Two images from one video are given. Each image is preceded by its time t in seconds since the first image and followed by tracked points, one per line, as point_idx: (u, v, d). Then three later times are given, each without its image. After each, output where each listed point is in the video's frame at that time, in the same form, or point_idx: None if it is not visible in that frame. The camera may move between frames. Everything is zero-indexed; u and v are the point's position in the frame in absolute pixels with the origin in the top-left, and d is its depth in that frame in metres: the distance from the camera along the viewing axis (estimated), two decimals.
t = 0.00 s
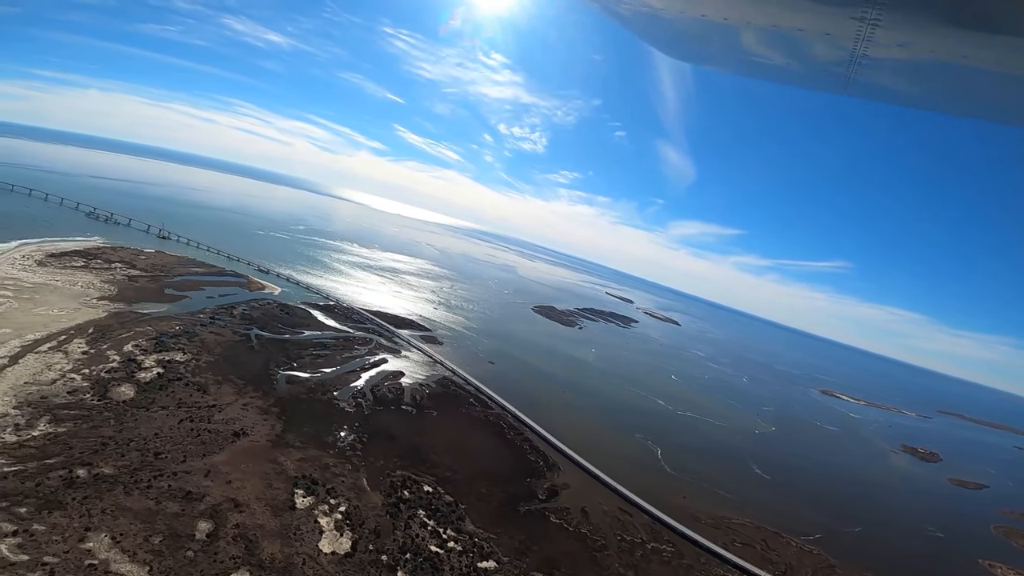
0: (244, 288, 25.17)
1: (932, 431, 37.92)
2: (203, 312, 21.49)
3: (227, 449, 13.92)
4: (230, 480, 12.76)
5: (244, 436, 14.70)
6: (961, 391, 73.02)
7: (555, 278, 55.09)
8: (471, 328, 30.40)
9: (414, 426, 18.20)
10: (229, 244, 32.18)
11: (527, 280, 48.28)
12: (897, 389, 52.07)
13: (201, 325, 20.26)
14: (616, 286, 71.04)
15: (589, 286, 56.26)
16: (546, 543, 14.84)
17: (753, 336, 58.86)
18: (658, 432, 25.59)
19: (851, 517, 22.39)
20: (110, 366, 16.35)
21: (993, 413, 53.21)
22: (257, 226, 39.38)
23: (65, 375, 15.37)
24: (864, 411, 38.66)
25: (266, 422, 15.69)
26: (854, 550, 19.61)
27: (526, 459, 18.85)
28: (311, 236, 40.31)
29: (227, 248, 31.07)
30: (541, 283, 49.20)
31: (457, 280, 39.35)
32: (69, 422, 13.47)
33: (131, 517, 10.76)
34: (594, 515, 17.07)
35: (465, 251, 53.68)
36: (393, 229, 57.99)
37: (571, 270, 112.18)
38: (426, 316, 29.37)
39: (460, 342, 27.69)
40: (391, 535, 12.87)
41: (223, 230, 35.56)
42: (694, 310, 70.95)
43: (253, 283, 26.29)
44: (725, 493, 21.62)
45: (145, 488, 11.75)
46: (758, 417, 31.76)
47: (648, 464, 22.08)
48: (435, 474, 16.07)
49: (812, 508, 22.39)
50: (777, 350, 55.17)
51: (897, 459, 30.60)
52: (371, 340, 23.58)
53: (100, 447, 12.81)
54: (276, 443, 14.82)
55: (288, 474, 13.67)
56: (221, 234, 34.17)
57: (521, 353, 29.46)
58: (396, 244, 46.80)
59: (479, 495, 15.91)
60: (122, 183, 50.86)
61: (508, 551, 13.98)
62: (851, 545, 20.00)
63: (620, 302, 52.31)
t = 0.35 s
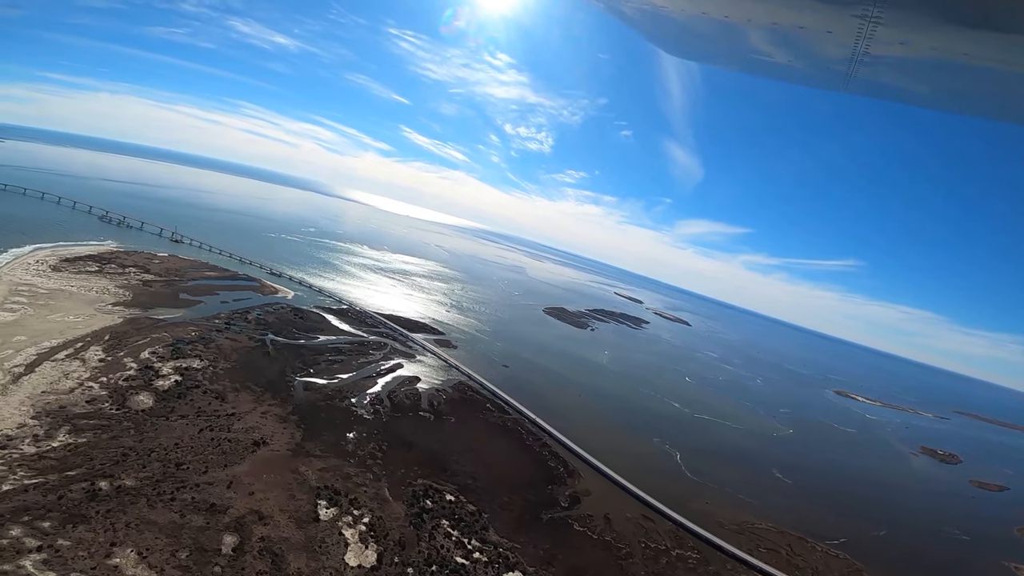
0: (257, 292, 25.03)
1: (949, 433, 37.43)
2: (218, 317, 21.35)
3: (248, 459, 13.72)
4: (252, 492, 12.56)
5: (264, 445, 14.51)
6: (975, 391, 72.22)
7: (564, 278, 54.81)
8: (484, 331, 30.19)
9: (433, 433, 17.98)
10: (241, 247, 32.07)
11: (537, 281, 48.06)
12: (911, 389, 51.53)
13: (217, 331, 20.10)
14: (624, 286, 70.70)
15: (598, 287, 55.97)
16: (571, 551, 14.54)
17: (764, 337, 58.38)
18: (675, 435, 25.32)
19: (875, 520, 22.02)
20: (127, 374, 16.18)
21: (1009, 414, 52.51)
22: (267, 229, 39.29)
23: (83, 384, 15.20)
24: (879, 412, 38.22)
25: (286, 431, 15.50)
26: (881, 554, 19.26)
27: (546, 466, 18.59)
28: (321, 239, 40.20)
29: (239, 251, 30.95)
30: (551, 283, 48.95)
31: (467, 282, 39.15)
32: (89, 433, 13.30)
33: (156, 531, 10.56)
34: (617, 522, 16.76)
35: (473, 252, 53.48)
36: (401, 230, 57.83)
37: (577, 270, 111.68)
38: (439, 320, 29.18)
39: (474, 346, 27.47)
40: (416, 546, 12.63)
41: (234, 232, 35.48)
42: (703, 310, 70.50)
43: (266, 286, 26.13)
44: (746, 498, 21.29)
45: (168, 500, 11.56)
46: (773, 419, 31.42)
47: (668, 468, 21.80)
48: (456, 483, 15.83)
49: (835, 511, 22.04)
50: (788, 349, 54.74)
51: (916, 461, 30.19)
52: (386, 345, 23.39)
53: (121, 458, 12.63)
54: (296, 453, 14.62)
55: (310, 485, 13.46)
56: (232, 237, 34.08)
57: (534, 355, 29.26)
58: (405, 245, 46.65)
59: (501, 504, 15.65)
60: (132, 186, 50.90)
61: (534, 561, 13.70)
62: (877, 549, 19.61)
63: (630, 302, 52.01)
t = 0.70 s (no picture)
0: (270, 297, 24.88)
1: (967, 435, 36.86)
2: (233, 323, 21.21)
3: (269, 469, 13.53)
4: (274, 504, 12.36)
5: (284, 455, 14.32)
6: (988, 392, 71.35)
7: (572, 280, 54.52)
8: (496, 335, 29.96)
9: (451, 441, 17.77)
10: (252, 250, 31.96)
11: (546, 282, 47.82)
12: (925, 391, 50.92)
13: (232, 337, 19.94)
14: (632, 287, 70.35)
15: (606, 288, 55.67)
16: (596, 562, 14.25)
17: (774, 338, 57.93)
18: (692, 439, 25.00)
19: (899, 525, 21.62)
20: (144, 382, 16.00)
21: None
22: (277, 231, 39.22)
23: (100, 393, 15.03)
24: (895, 414, 37.74)
25: (305, 440, 15.30)
26: (907, 560, 18.85)
27: (566, 473, 18.33)
28: (331, 241, 40.08)
29: (250, 255, 30.84)
30: (560, 285, 48.68)
31: (477, 284, 38.94)
32: (108, 443, 13.12)
33: (180, 546, 10.37)
34: (640, 530, 16.46)
35: (481, 254, 53.31)
36: (409, 232, 57.70)
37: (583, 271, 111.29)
38: (451, 323, 28.97)
39: (487, 350, 27.24)
40: (441, 559, 12.39)
41: (245, 235, 35.41)
42: (712, 311, 70.02)
43: (278, 291, 26.00)
44: (767, 503, 20.94)
45: (190, 514, 11.36)
46: (789, 422, 31.05)
47: (686, 474, 21.49)
48: (477, 492, 15.60)
49: (857, 515, 21.65)
50: (799, 351, 54.24)
51: (935, 464, 29.71)
52: (400, 350, 23.20)
53: (142, 470, 12.44)
54: (316, 463, 14.42)
55: (331, 496, 13.25)
56: (243, 240, 33.99)
57: (547, 359, 28.99)
58: (414, 247, 46.48)
59: (523, 513, 15.40)
60: (142, 189, 50.98)
61: (559, 571, 13.42)
62: (903, 554, 19.18)
63: (639, 304, 51.66)
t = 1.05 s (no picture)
0: (282, 302, 24.72)
1: (983, 439, 36.37)
2: (246, 329, 21.03)
3: (288, 481, 13.32)
4: (296, 517, 12.14)
5: (303, 466, 14.12)
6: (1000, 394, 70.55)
7: (580, 282, 54.23)
8: (508, 339, 29.73)
9: (469, 450, 17.53)
10: (262, 253, 31.82)
11: (554, 285, 47.57)
12: (938, 394, 50.38)
13: (246, 344, 19.76)
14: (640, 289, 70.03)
15: (615, 291, 55.38)
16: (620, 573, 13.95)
17: (783, 340, 57.50)
18: (708, 444, 24.70)
19: (922, 530, 21.26)
20: (160, 391, 15.81)
21: None
22: (286, 235, 39.11)
23: (115, 402, 14.84)
24: (909, 418, 37.31)
25: (323, 450, 15.09)
26: (932, 567, 18.49)
27: (585, 481, 18.07)
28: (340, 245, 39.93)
29: (260, 258, 30.70)
30: (568, 288, 48.41)
31: (487, 288, 38.72)
32: (125, 455, 12.92)
33: (204, 562, 10.16)
34: (662, 540, 16.16)
35: (489, 256, 53.12)
36: (416, 234, 57.56)
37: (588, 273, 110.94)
38: (463, 328, 28.76)
39: (499, 355, 27.01)
40: (465, 572, 12.13)
41: (254, 239, 35.28)
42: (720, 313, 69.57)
43: (290, 295, 25.83)
44: (787, 509, 20.60)
45: (212, 528, 11.15)
46: (804, 426, 30.70)
47: (704, 480, 21.19)
48: (497, 502, 15.34)
49: (878, 521, 21.30)
50: (810, 353, 53.78)
51: (954, 469, 29.27)
52: (413, 356, 22.98)
53: (160, 482, 12.23)
54: (335, 474, 14.20)
55: (352, 509, 13.03)
56: (253, 243, 33.85)
57: (560, 364, 28.74)
58: (422, 250, 46.30)
59: (544, 524, 15.13)
60: (150, 191, 50.99)
61: None
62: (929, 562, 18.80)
63: (648, 306, 51.33)
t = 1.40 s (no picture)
0: (294, 308, 24.56)
1: (1000, 445, 35.83)
2: (259, 336, 20.86)
3: (306, 494, 13.10)
4: (316, 531, 11.92)
5: (321, 478, 13.90)
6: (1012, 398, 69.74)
7: (588, 286, 53.97)
8: (519, 345, 29.49)
9: (485, 460, 17.28)
10: (272, 258, 31.71)
11: (563, 290, 47.34)
12: (950, 398, 49.85)
13: (259, 351, 19.58)
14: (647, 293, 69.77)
15: (623, 295, 55.09)
16: None
17: (793, 344, 57.12)
18: (723, 452, 24.37)
19: (945, 538, 20.86)
20: (174, 400, 15.63)
21: None
22: (295, 238, 39.04)
23: (130, 412, 14.65)
24: (924, 424, 36.84)
25: (340, 461, 14.88)
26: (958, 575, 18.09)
27: (603, 491, 17.79)
28: (349, 249, 39.84)
29: (271, 263, 30.58)
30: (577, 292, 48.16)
31: (496, 293, 38.54)
32: (142, 467, 12.72)
33: None
34: (684, 551, 15.84)
35: (497, 260, 52.95)
36: (424, 238, 57.50)
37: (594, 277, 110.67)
38: (474, 334, 28.53)
39: (511, 361, 26.77)
40: None
41: (264, 242, 35.19)
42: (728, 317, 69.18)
43: (301, 301, 25.68)
44: (807, 517, 20.24)
45: (231, 543, 10.93)
46: (818, 432, 30.36)
47: (721, 488, 20.88)
48: (517, 514, 15.07)
49: (899, 528, 20.92)
50: (820, 358, 53.34)
51: (972, 475, 28.81)
52: (426, 363, 22.77)
53: (178, 495, 12.02)
54: (353, 487, 13.98)
55: (372, 522, 12.80)
56: (263, 247, 33.75)
57: (572, 370, 28.48)
58: (431, 254, 46.16)
59: (565, 535, 14.86)
60: (160, 194, 51.09)
61: None
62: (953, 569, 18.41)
63: (657, 311, 51.03)
